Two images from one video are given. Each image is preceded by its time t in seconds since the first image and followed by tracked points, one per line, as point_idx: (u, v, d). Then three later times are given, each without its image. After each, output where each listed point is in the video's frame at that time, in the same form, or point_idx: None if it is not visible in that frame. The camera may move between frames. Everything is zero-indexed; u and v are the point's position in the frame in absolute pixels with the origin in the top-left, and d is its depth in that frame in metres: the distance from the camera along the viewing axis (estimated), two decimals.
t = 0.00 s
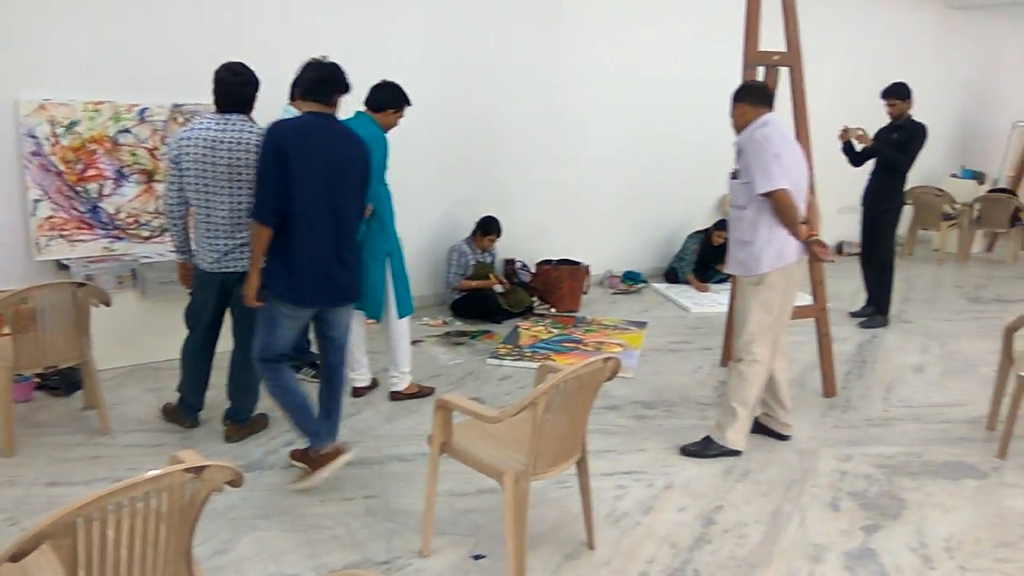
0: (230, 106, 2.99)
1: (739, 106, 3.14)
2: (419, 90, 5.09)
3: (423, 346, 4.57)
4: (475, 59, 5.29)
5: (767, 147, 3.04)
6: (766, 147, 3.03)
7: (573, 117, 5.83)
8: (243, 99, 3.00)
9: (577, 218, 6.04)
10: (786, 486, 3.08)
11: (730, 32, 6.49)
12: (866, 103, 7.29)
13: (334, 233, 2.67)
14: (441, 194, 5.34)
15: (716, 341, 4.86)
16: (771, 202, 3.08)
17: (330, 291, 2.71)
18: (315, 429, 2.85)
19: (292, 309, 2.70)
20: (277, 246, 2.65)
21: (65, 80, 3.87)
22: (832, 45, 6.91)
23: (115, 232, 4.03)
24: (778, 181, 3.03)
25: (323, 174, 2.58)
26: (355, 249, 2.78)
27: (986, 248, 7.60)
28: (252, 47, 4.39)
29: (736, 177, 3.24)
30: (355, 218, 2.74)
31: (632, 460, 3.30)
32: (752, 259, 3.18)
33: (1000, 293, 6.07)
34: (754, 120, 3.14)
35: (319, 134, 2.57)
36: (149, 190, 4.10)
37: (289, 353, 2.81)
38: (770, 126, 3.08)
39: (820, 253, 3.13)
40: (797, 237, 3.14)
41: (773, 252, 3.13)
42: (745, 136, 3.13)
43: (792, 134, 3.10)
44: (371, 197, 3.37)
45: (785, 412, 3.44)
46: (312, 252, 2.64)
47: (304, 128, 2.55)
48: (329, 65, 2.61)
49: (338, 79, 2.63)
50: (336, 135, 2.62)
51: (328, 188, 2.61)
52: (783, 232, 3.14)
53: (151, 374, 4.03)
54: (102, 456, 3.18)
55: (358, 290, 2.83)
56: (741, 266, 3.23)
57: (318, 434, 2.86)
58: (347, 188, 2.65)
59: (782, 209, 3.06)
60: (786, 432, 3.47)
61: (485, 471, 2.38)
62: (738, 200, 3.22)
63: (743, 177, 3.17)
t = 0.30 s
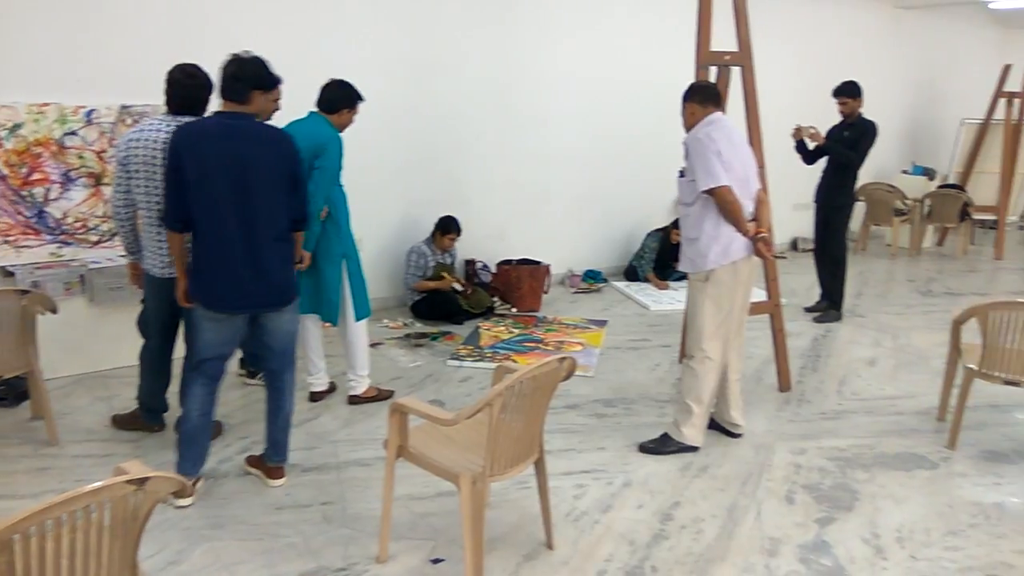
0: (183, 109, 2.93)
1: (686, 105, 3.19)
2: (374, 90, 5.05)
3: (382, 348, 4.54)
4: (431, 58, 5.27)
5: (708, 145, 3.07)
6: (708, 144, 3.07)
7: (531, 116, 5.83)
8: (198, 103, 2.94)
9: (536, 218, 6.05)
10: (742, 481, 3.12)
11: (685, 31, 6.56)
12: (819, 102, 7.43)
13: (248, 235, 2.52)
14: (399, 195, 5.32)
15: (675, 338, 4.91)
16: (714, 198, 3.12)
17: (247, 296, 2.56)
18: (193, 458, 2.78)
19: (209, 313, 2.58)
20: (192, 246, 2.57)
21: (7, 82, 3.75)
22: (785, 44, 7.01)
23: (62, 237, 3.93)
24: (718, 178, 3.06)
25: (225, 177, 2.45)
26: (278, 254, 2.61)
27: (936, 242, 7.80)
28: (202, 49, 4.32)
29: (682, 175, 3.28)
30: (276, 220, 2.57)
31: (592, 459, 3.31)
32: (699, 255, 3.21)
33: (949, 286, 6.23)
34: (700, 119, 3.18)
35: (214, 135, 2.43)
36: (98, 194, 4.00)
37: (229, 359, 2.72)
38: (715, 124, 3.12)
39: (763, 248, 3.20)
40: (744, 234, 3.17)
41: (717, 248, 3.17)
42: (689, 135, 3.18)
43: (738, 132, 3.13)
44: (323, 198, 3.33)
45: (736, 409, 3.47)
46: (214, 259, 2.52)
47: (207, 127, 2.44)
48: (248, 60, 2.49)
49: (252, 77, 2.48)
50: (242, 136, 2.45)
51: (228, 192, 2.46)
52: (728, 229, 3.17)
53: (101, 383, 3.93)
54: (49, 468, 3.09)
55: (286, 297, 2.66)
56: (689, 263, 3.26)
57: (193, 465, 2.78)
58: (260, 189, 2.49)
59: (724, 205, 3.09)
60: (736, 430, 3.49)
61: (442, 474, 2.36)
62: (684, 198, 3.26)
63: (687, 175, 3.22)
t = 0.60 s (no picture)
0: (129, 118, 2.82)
1: (644, 109, 3.22)
2: (323, 95, 5.00)
3: (336, 356, 4.49)
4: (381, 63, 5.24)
5: (670, 149, 3.11)
6: (670, 148, 3.10)
7: (484, 121, 5.83)
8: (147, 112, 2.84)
9: (491, 223, 6.05)
10: (695, 481, 3.15)
11: (634, 36, 6.63)
12: (767, 106, 7.58)
13: (136, 240, 2.41)
14: (351, 201, 5.27)
15: (629, 340, 4.95)
16: (675, 202, 3.15)
17: (138, 306, 2.46)
18: (130, 477, 2.70)
19: (106, 321, 2.51)
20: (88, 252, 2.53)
21: None
22: (732, 49, 7.13)
23: None
24: (681, 182, 3.10)
25: (105, 184, 2.36)
26: (171, 263, 2.48)
27: (882, 242, 8.01)
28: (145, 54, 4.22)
29: (640, 177, 3.31)
30: (167, 227, 2.45)
31: (547, 463, 3.31)
32: (658, 256, 3.24)
33: (895, 285, 6.40)
34: (658, 123, 3.22)
35: (96, 140, 2.35)
36: (37, 203, 3.87)
37: (141, 374, 2.60)
38: (674, 129, 3.16)
39: (716, 249, 3.32)
40: (701, 238, 3.22)
41: (677, 251, 3.20)
42: (650, 137, 3.20)
43: (696, 137, 3.18)
44: (271, 205, 3.25)
45: (689, 410, 3.51)
46: (101, 267, 2.45)
47: (93, 131, 2.36)
48: (151, 62, 2.41)
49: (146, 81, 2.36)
50: (124, 142, 2.34)
51: (108, 200, 2.37)
52: (687, 232, 3.21)
53: (42, 398, 3.81)
54: None
55: (186, 309, 2.53)
56: (647, 265, 3.29)
57: (130, 483, 2.70)
58: (145, 193, 2.38)
59: (687, 207, 3.13)
60: (689, 430, 3.54)
61: (395, 483, 2.34)
62: (644, 199, 3.29)
63: (647, 176, 3.24)
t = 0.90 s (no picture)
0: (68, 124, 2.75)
1: (612, 113, 3.23)
2: (278, 98, 4.95)
3: (295, 363, 4.43)
4: (338, 66, 5.19)
5: (643, 153, 3.13)
6: (643, 153, 3.13)
7: (444, 124, 5.80)
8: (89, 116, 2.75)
9: (453, 226, 6.03)
10: (655, 482, 3.17)
11: (593, 39, 6.66)
12: (725, 109, 7.69)
13: (31, 242, 2.32)
14: (309, 205, 5.21)
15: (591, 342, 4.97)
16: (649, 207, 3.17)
17: (55, 316, 2.37)
18: (75, 494, 2.62)
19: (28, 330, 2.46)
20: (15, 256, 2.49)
21: None
22: (689, 52, 7.22)
23: None
24: (656, 188, 3.12)
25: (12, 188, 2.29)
26: (68, 271, 2.35)
27: (838, 242, 8.17)
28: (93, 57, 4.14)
29: (608, 181, 3.31)
30: (69, 238, 2.32)
31: (509, 466, 3.31)
32: (626, 260, 3.25)
33: (850, 284, 6.53)
34: (625, 127, 3.24)
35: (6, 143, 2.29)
36: None
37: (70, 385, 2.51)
38: (643, 134, 3.19)
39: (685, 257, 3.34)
40: (668, 243, 3.26)
41: (647, 256, 3.23)
42: (622, 141, 3.22)
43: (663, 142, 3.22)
44: (226, 210, 3.19)
45: (649, 411, 3.53)
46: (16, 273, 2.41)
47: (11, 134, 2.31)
48: (67, 62, 2.29)
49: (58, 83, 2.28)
50: (27, 145, 2.26)
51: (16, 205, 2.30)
52: (656, 237, 3.25)
53: None
54: None
55: (93, 325, 2.40)
56: (615, 269, 3.29)
57: (78, 498, 2.63)
58: (47, 200, 2.28)
59: (659, 212, 3.16)
60: (650, 431, 3.56)
61: (353, 492, 2.31)
62: (613, 203, 3.29)
63: (617, 180, 3.25)
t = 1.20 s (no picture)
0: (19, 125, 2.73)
1: (583, 114, 3.24)
2: (242, 99, 4.88)
3: (260, 366, 4.37)
4: (303, 66, 5.13)
5: (611, 155, 3.14)
6: (612, 155, 3.14)
7: (411, 125, 5.77)
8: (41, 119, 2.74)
9: (420, 228, 6.00)
10: (622, 482, 3.18)
11: (559, 40, 6.68)
12: (691, 112, 7.78)
13: None
14: (273, 206, 5.15)
15: (559, 343, 4.98)
16: (615, 209, 3.18)
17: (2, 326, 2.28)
18: (32, 502, 2.56)
19: None
20: None
21: None
22: (656, 55, 7.27)
23: None
24: (623, 190, 3.13)
25: None
26: (11, 279, 2.26)
27: (802, 243, 8.29)
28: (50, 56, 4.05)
29: (578, 181, 3.33)
30: (11, 244, 2.23)
31: (476, 469, 3.29)
32: (594, 261, 3.25)
33: (813, 284, 6.63)
34: (597, 129, 3.25)
35: None
36: None
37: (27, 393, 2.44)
38: (614, 136, 3.20)
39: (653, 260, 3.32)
40: (635, 245, 3.27)
41: (613, 257, 3.24)
42: (591, 143, 3.23)
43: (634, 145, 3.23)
44: (187, 211, 3.14)
45: (616, 412, 3.54)
46: None
47: None
48: (23, 61, 2.24)
49: (11, 82, 2.22)
50: None
51: None
52: (622, 238, 3.25)
53: None
54: None
55: (42, 335, 2.31)
56: (583, 269, 3.30)
57: (35, 507, 2.57)
58: None
59: (626, 214, 3.16)
60: (617, 431, 3.57)
61: (317, 497, 2.28)
62: (582, 204, 3.30)
63: (586, 181, 3.26)
